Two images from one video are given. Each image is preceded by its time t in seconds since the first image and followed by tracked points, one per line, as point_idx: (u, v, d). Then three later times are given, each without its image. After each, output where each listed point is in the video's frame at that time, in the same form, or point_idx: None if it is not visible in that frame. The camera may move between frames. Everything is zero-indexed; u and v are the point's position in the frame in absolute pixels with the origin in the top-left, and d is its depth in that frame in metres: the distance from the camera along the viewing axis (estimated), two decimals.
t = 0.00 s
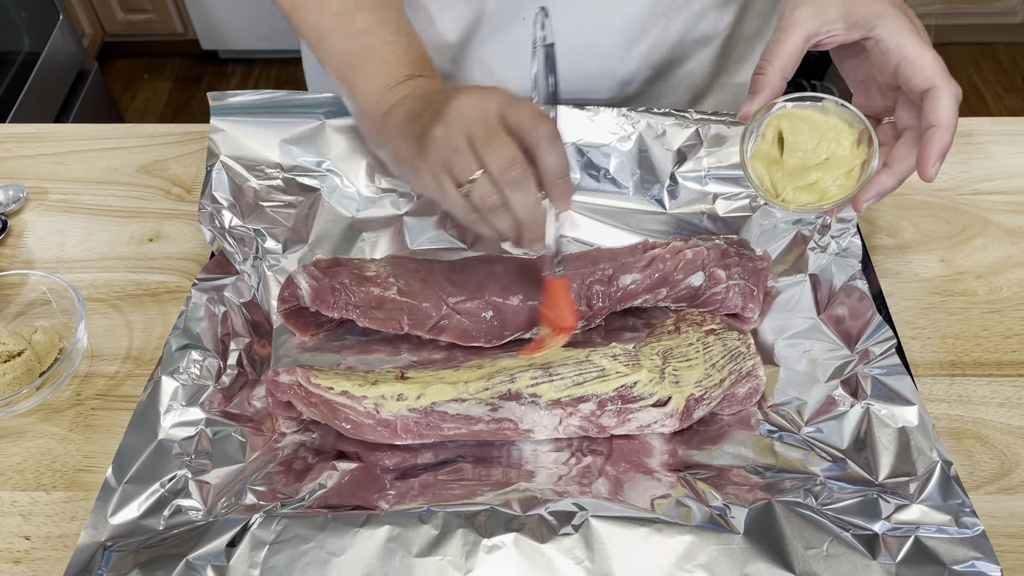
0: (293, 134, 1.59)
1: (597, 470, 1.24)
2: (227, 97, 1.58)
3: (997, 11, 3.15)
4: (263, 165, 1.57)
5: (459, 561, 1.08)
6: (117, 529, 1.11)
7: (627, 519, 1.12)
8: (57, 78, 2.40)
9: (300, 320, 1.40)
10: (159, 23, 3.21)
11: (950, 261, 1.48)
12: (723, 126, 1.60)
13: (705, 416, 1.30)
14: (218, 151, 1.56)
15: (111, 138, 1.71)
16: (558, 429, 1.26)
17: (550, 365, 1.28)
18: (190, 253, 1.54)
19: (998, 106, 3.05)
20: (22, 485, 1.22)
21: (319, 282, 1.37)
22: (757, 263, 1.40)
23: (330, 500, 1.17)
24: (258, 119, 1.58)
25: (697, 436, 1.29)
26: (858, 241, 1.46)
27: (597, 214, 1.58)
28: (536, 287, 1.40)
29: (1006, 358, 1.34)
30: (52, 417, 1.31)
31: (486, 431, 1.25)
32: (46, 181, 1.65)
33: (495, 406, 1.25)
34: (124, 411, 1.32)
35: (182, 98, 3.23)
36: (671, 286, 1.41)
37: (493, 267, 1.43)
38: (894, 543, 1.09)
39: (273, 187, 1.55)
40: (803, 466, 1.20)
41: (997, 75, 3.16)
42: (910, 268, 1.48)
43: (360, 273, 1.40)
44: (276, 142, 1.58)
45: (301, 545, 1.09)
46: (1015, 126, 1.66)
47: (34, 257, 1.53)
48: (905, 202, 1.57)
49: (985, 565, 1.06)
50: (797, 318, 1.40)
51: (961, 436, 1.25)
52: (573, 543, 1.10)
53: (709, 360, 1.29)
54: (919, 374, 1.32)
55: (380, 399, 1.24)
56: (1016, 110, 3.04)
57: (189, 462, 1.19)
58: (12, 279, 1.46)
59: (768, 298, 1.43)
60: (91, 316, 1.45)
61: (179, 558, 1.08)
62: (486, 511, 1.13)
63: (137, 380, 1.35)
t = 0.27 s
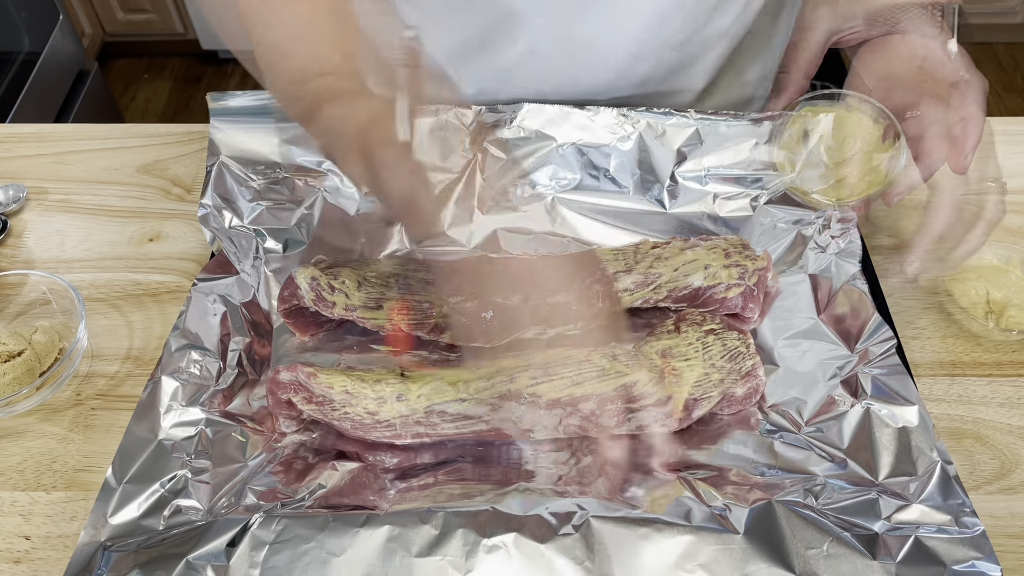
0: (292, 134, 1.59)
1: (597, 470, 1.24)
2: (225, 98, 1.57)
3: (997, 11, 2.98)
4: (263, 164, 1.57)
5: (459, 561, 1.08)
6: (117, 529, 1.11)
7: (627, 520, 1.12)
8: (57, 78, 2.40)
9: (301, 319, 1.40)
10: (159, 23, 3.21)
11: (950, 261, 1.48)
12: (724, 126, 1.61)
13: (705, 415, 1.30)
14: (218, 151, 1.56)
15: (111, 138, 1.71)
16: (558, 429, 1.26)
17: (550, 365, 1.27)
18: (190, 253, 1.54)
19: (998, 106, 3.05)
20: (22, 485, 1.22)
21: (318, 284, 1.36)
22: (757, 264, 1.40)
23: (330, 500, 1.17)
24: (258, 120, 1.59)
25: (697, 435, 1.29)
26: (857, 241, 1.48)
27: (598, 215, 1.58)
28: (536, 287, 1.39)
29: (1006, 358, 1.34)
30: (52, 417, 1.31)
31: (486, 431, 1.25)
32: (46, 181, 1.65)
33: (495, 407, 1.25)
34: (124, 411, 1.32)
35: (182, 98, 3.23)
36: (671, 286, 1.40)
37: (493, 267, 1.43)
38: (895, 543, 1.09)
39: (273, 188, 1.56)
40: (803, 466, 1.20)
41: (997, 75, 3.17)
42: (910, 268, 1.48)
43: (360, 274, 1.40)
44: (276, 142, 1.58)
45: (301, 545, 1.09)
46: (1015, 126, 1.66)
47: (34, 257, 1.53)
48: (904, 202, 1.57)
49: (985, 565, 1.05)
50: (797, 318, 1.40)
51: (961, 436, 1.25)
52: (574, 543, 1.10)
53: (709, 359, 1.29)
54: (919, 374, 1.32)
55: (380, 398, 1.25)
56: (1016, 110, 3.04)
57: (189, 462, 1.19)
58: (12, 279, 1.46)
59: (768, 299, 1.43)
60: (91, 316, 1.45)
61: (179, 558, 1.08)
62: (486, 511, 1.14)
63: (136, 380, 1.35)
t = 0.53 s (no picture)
0: (291, 134, 1.58)
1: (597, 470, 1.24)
2: (223, 100, 1.58)
3: (997, 11, 3.08)
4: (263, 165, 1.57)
5: (460, 561, 1.08)
6: (117, 529, 1.11)
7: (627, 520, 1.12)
8: (58, 79, 2.40)
9: (300, 320, 1.40)
10: (159, 23, 3.21)
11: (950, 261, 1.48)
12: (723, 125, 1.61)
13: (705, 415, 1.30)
14: (218, 151, 1.56)
15: (111, 138, 1.71)
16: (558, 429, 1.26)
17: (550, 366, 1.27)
18: (190, 253, 1.54)
19: (998, 105, 3.05)
20: (22, 485, 1.22)
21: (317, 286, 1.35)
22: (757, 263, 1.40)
23: (330, 500, 1.17)
24: (257, 121, 1.58)
25: (696, 435, 1.29)
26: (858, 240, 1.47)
27: (597, 215, 1.57)
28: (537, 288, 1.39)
29: (1006, 358, 1.34)
30: (52, 417, 1.31)
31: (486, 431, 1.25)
32: (46, 181, 1.65)
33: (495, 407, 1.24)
34: (124, 411, 1.32)
35: (182, 98, 3.23)
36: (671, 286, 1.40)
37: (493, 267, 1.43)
38: (895, 543, 1.09)
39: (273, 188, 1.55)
40: (803, 466, 1.20)
41: (997, 74, 3.16)
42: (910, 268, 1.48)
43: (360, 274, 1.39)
44: (276, 142, 1.57)
45: (302, 545, 1.09)
46: (1015, 126, 1.67)
47: (34, 257, 1.53)
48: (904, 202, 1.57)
49: (985, 565, 1.05)
50: (797, 318, 1.40)
51: (961, 435, 1.25)
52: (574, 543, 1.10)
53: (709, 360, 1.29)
54: (919, 374, 1.33)
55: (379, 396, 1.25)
56: (1016, 109, 3.03)
57: (189, 462, 1.19)
58: (12, 279, 1.46)
59: (768, 299, 1.43)
60: (91, 316, 1.45)
61: (179, 558, 1.08)
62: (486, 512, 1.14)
63: (136, 380, 1.35)
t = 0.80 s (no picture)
0: (292, 135, 1.58)
1: (597, 470, 1.24)
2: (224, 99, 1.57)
3: (997, 12, 3.07)
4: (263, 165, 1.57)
5: (459, 561, 1.08)
6: (116, 529, 1.11)
7: (627, 520, 1.12)
8: (58, 79, 2.40)
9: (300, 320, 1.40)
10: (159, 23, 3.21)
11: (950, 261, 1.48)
12: (724, 125, 1.61)
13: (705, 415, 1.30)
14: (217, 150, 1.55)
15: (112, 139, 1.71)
16: (558, 428, 1.26)
17: (550, 366, 1.28)
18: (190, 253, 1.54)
19: (998, 105, 3.05)
20: (22, 485, 1.22)
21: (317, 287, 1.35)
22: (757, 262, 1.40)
23: (330, 500, 1.17)
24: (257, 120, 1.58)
25: (697, 435, 1.29)
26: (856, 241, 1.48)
27: (597, 215, 1.57)
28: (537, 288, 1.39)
29: (1006, 358, 1.34)
30: (52, 417, 1.31)
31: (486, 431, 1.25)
32: (47, 181, 1.65)
33: (495, 407, 1.24)
34: (124, 411, 1.32)
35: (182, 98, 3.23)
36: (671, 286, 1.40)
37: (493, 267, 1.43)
38: (895, 543, 1.09)
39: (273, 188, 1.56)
40: (803, 466, 1.20)
41: (997, 75, 3.16)
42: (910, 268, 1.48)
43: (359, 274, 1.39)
44: (276, 142, 1.58)
45: (301, 545, 1.09)
46: (1015, 126, 1.67)
47: (34, 257, 1.53)
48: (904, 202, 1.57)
49: (985, 565, 1.05)
50: (797, 319, 1.40)
51: (961, 435, 1.25)
52: (574, 543, 1.10)
53: (710, 359, 1.29)
54: (919, 374, 1.32)
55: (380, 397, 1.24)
56: (1016, 109, 3.03)
57: (189, 462, 1.19)
58: (12, 279, 1.46)
59: (768, 299, 1.44)
60: (91, 315, 1.45)
61: (179, 558, 1.07)
62: (486, 512, 1.13)
63: (137, 380, 1.35)
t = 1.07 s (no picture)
0: (292, 134, 1.58)
1: (597, 470, 1.24)
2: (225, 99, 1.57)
3: (997, 11, 3.07)
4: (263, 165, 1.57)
5: (459, 561, 1.08)
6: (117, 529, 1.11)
7: (627, 520, 1.12)
8: (58, 79, 2.40)
9: (300, 320, 1.40)
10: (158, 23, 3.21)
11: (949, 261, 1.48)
12: (724, 125, 1.60)
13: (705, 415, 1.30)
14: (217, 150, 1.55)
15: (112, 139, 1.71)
16: (558, 428, 1.26)
17: (550, 366, 1.28)
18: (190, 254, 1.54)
19: (998, 105, 3.04)
20: (22, 485, 1.22)
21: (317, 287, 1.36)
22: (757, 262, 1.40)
23: (330, 500, 1.17)
24: (258, 121, 1.58)
25: (697, 436, 1.29)
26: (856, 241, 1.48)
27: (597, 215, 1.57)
28: (536, 288, 1.39)
29: (1006, 358, 1.34)
30: (52, 417, 1.31)
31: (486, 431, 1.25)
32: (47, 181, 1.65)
33: (495, 407, 1.24)
34: (124, 411, 1.32)
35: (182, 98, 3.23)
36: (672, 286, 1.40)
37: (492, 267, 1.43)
38: (895, 543, 1.09)
39: (273, 188, 1.56)
40: (804, 466, 1.20)
41: (997, 75, 3.16)
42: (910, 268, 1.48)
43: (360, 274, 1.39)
44: (276, 142, 1.57)
45: (301, 545, 1.09)
46: (1015, 126, 1.67)
47: (34, 257, 1.53)
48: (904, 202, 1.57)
49: (985, 565, 1.05)
50: (797, 319, 1.40)
51: (961, 436, 1.25)
52: (574, 543, 1.10)
53: (710, 359, 1.29)
54: (919, 374, 1.32)
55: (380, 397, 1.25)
56: (1016, 109, 3.02)
57: (189, 462, 1.19)
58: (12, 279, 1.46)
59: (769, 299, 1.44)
60: (91, 316, 1.45)
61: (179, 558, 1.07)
62: (486, 512, 1.14)
63: (137, 380, 1.35)
